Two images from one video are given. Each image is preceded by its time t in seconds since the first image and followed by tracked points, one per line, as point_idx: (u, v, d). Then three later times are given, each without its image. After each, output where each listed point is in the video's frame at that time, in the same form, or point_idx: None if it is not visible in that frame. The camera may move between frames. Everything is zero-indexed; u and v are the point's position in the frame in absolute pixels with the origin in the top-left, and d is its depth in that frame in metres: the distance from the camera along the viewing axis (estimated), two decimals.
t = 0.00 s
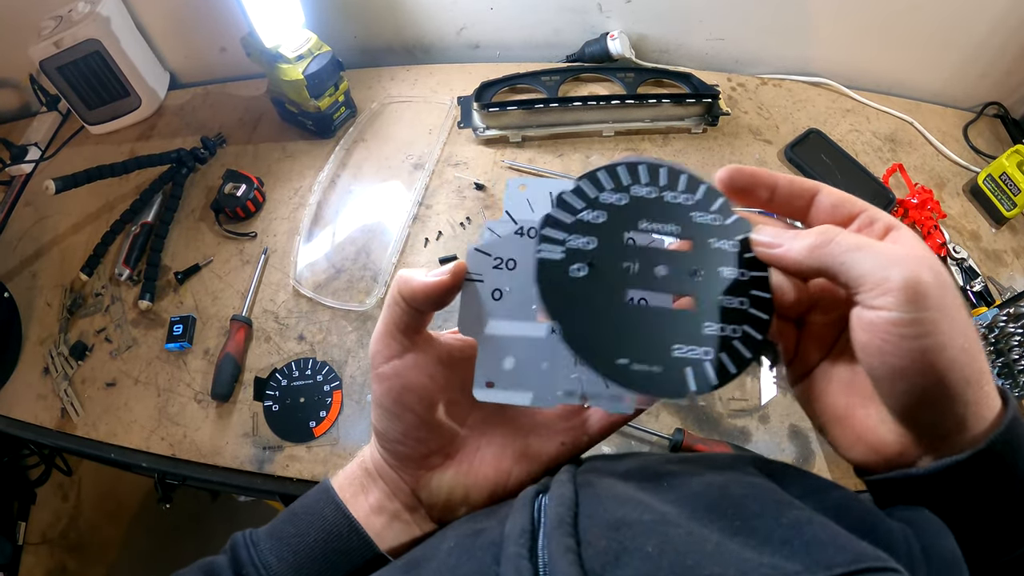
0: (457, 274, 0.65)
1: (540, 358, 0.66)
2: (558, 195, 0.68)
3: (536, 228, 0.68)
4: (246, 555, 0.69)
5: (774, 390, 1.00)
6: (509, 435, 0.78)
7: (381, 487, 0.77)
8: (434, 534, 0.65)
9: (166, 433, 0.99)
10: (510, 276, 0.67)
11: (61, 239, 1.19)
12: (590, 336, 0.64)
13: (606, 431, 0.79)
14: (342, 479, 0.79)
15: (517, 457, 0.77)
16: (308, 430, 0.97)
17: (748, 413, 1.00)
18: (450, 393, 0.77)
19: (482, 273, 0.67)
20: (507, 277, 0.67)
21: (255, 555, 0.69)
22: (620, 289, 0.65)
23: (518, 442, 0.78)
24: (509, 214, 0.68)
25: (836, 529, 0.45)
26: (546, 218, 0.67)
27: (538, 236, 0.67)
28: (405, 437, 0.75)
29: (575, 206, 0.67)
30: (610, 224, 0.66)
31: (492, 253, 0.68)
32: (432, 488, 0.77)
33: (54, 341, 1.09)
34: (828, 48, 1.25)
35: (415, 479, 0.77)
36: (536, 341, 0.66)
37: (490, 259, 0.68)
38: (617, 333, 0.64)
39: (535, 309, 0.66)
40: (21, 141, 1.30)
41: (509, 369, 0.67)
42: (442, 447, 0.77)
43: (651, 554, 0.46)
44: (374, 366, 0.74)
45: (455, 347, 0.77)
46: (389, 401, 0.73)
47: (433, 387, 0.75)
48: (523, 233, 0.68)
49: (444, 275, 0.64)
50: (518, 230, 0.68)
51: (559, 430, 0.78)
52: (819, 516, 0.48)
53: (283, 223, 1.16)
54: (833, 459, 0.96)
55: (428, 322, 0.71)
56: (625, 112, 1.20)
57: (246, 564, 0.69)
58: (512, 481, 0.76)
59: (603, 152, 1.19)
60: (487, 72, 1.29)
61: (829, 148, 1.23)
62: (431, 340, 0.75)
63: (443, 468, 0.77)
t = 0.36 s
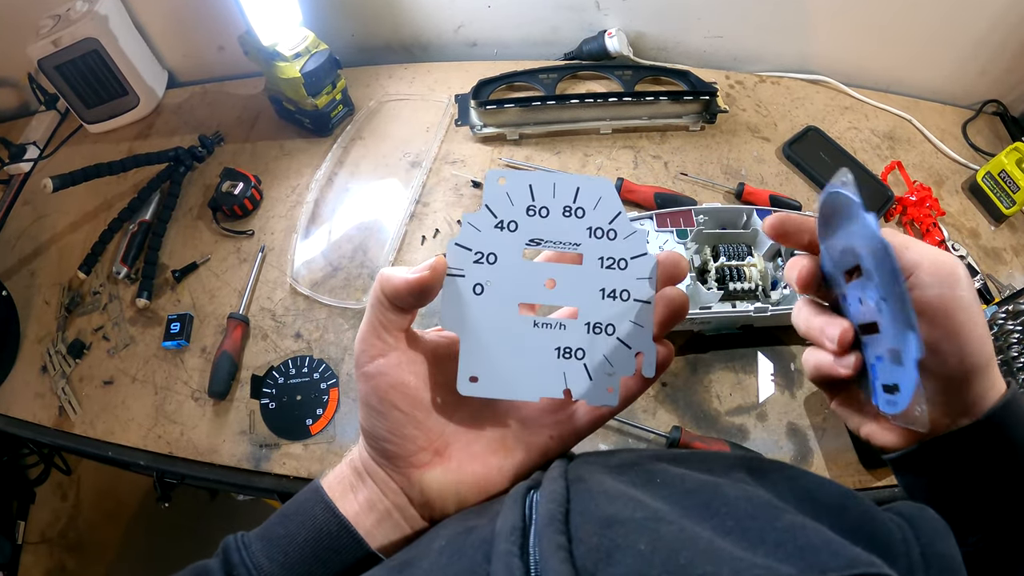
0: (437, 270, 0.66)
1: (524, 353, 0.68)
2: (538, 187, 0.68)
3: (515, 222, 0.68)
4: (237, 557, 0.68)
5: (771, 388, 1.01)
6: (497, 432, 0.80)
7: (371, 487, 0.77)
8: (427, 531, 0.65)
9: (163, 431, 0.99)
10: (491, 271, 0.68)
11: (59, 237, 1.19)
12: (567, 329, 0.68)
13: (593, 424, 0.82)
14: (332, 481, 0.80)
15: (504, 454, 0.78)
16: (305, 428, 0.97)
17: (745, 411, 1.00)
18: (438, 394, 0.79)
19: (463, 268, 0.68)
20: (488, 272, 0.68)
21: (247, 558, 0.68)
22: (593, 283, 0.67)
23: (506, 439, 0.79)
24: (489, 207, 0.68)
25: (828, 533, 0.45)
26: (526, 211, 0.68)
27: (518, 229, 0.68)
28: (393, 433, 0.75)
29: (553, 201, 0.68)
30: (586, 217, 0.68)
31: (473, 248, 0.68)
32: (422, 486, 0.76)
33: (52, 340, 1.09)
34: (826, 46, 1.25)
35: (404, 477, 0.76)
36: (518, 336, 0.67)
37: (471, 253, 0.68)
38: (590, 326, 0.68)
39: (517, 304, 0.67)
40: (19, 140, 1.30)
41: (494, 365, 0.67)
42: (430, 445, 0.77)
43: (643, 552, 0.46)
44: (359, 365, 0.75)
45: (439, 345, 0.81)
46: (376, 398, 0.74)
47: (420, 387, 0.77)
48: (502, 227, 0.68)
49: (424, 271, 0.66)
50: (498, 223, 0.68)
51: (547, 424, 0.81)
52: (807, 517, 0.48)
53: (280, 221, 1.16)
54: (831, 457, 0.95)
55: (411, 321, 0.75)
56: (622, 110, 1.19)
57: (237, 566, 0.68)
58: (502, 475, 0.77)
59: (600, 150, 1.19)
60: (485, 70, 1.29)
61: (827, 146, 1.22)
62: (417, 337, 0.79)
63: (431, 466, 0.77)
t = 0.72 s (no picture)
0: (442, 273, 0.66)
1: (530, 353, 0.68)
2: (538, 191, 0.68)
3: (517, 226, 0.68)
4: (236, 555, 0.68)
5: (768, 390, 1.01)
6: (494, 431, 0.80)
7: (370, 484, 0.78)
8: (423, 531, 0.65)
9: (162, 431, 1.00)
10: (495, 274, 0.68)
11: (58, 238, 1.20)
12: (571, 329, 0.69)
13: (592, 423, 0.82)
14: (330, 479, 0.80)
15: (503, 453, 0.79)
16: (303, 429, 0.97)
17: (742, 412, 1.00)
18: (437, 390, 0.79)
19: (468, 272, 0.68)
20: (492, 275, 0.68)
21: (246, 555, 0.68)
22: (595, 284, 0.68)
23: (504, 438, 0.80)
24: (491, 211, 0.68)
25: (823, 535, 0.45)
26: (527, 215, 0.68)
27: (520, 234, 0.68)
28: (393, 432, 0.75)
29: (554, 205, 0.68)
30: (585, 221, 0.68)
31: (477, 251, 0.68)
32: (420, 483, 0.77)
33: (52, 340, 1.09)
34: (824, 47, 1.25)
35: (404, 475, 0.77)
36: (525, 337, 0.68)
37: (474, 257, 0.68)
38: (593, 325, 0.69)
39: (522, 306, 0.67)
40: (19, 141, 1.30)
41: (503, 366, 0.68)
42: (430, 444, 0.77)
43: (640, 551, 0.46)
44: (360, 364, 0.75)
45: (440, 344, 0.81)
46: (377, 397, 0.74)
47: (420, 386, 0.77)
48: (504, 231, 0.68)
49: (428, 274, 0.67)
50: (500, 227, 0.68)
51: (546, 423, 0.81)
52: (802, 517, 0.49)
53: (279, 222, 1.17)
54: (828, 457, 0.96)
55: (412, 321, 0.75)
56: (620, 111, 1.20)
57: (236, 564, 0.68)
58: (499, 475, 0.77)
59: (598, 151, 1.19)
60: (483, 71, 1.29)
61: (825, 147, 1.22)
62: (417, 336, 0.79)
63: (429, 465, 0.77)
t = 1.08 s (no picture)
0: (447, 281, 0.65)
1: (535, 361, 0.68)
2: (543, 199, 0.69)
3: (522, 233, 0.69)
4: (238, 558, 0.68)
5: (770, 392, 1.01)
6: (497, 437, 0.81)
7: (372, 490, 0.78)
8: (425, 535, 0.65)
9: (164, 434, 1.00)
10: (500, 281, 0.68)
11: (59, 240, 1.19)
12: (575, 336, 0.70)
13: (595, 430, 0.83)
14: (333, 484, 0.80)
15: (506, 459, 0.79)
16: (305, 432, 0.97)
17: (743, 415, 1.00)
18: (440, 396, 0.79)
19: (473, 279, 0.68)
20: (498, 282, 0.68)
21: (248, 559, 0.68)
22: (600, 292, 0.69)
23: (507, 444, 0.81)
24: (496, 219, 0.69)
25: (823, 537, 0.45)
26: (532, 223, 0.69)
27: (525, 241, 0.68)
28: (395, 438, 0.75)
29: (559, 213, 0.69)
30: (590, 228, 0.69)
31: (482, 259, 0.68)
32: (423, 489, 0.77)
33: (53, 342, 1.09)
34: (826, 49, 1.25)
35: (406, 481, 0.77)
36: (531, 345, 0.68)
37: (480, 265, 0.68)
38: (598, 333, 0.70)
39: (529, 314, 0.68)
40: (19, 142, 1.30)
41: (506, 373, 0.68)
42: (432, 450, 0.77)
43: (641, 555, 0.46)
44: (364, 368, 0.75)
45: (444, 350, 0.81)
46: (380, 403, 0.74)
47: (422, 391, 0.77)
48: (510, 238, 0.68)
49: (432, 281, 0.66)
50: (506, 234, 0.69)
51: (550, 429, 0.82)
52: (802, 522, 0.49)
53: (280, 224, 1.17)
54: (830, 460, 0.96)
55: (416, 327, 0.75)
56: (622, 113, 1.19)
57: (237, 567, 0.67)
58: (501, 481, 0.78)
59: (600, 153, 1.19)
60: (485, 73, 1.29)
61: (826, 149, 1.22)
62: (421, 342, 0.79)
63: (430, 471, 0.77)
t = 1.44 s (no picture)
0: (448, 286, 0.66)
1: (535, 366, 0.68)
2: (543, 203, 0.68)
3: (522, 237, 0.68)
4: (236, 561, 0.68)
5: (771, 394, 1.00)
6: (497, 440, 0.81)
7: (371, 493, 0.77)
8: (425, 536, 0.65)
9: (163, 435, 0.99)
10: (500, 286, 0.68)
11: (59, 240, 1.19)
12: (576, 341, 0.69)
13: (594, 433, 0.83)
14: (332, 487, 0.80)
15: (506, 461, 0.79)
16: (304, 433, 0.97)
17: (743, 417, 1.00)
18: (440, 399, 0.79)
19: (474, 284, 0.68)
20: (498, 287, 0.68)
21: (246, 561, 0.68)
22: (600, 295, 0.69)
23: (507, 447, 0.80)
24: (496, 223, 0.68)
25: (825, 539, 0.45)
26: (532, 227, 0.68)
27: (525, 245, 0.68)
28: (395, 442, 0.75)
29: (559, 216, 0.68)
30: (590, 232, 0.69)
31: (482, 264, 0.68)
32: (423, 493, 0.76)
33: (52, 343, 1.09)
34: (827, 49, 1.24)
35: (405, 485, 0.77)
36: (531, 349, 0.68)
37: (480, 269, 0.68)
38: (598, 337, 0.69)
39: (529, 318, 0.68)
40: (18, 142, 1.30)
41: (508, 379, 0.68)
42: (431, 454, 0.77)
43: (640, 555, 0.46)
44: (363, 373, 0.74)
45: (444, 353, 0.81)
46: (380, 408, 0.74)
47: (421, 395, 0.76)
48: (510, 242, 0.68)
49: (433, 286, 0.67)
50: (505, 238, 0.68)
51: (549, 432, 0.82)
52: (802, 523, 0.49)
53: (280, 225, 1.16)
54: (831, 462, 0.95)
55: (415, 331, 0.75)
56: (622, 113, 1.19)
57: (236, 570, 0.68)
58: (501, 485, 0.78)
59: (600, 154, 1.19)
60: (484, 73, 1.29)
61: (827, 150, 1.22)
62: (421, 345, 0.79)
63: (430, 475, 0.77)
